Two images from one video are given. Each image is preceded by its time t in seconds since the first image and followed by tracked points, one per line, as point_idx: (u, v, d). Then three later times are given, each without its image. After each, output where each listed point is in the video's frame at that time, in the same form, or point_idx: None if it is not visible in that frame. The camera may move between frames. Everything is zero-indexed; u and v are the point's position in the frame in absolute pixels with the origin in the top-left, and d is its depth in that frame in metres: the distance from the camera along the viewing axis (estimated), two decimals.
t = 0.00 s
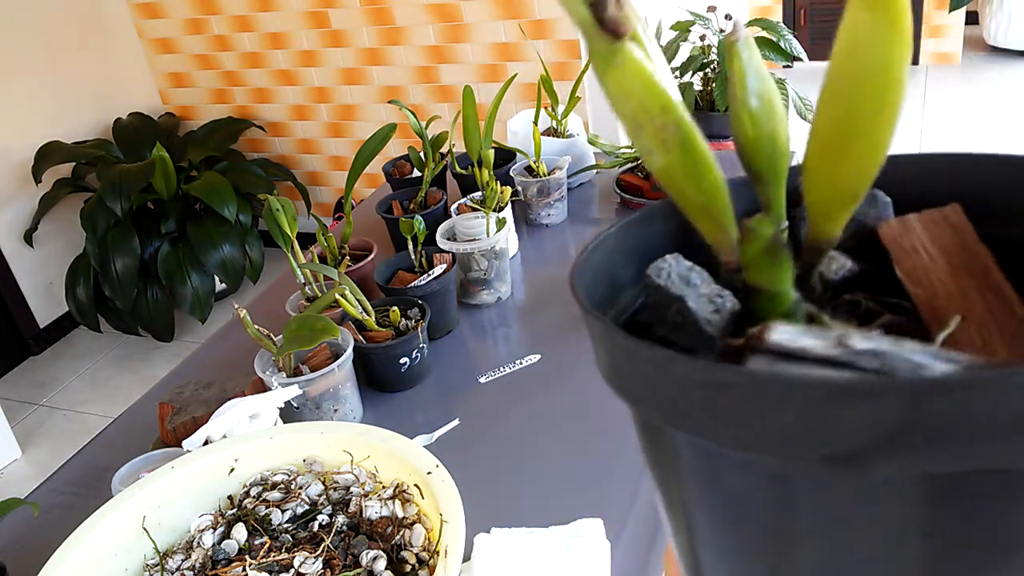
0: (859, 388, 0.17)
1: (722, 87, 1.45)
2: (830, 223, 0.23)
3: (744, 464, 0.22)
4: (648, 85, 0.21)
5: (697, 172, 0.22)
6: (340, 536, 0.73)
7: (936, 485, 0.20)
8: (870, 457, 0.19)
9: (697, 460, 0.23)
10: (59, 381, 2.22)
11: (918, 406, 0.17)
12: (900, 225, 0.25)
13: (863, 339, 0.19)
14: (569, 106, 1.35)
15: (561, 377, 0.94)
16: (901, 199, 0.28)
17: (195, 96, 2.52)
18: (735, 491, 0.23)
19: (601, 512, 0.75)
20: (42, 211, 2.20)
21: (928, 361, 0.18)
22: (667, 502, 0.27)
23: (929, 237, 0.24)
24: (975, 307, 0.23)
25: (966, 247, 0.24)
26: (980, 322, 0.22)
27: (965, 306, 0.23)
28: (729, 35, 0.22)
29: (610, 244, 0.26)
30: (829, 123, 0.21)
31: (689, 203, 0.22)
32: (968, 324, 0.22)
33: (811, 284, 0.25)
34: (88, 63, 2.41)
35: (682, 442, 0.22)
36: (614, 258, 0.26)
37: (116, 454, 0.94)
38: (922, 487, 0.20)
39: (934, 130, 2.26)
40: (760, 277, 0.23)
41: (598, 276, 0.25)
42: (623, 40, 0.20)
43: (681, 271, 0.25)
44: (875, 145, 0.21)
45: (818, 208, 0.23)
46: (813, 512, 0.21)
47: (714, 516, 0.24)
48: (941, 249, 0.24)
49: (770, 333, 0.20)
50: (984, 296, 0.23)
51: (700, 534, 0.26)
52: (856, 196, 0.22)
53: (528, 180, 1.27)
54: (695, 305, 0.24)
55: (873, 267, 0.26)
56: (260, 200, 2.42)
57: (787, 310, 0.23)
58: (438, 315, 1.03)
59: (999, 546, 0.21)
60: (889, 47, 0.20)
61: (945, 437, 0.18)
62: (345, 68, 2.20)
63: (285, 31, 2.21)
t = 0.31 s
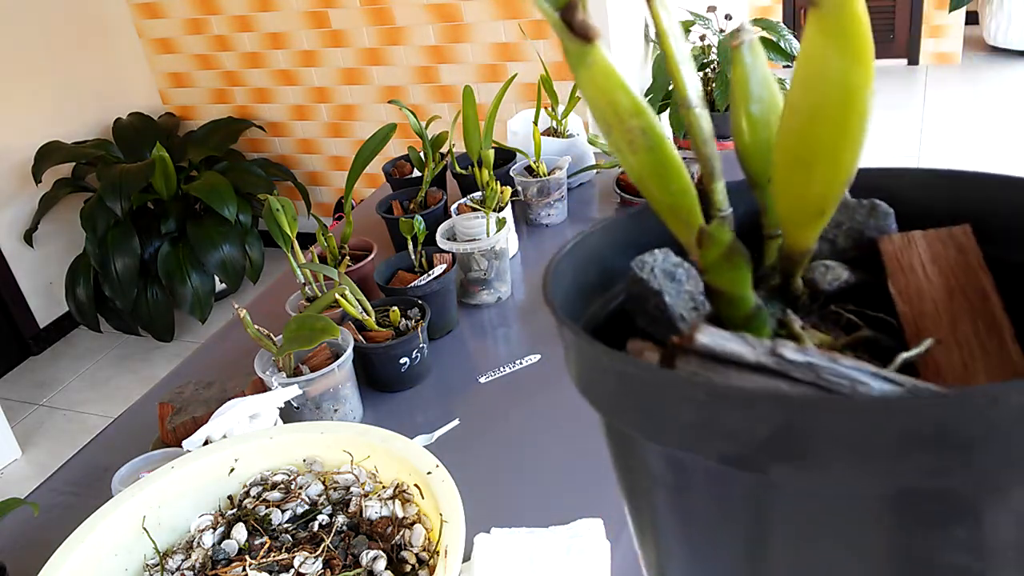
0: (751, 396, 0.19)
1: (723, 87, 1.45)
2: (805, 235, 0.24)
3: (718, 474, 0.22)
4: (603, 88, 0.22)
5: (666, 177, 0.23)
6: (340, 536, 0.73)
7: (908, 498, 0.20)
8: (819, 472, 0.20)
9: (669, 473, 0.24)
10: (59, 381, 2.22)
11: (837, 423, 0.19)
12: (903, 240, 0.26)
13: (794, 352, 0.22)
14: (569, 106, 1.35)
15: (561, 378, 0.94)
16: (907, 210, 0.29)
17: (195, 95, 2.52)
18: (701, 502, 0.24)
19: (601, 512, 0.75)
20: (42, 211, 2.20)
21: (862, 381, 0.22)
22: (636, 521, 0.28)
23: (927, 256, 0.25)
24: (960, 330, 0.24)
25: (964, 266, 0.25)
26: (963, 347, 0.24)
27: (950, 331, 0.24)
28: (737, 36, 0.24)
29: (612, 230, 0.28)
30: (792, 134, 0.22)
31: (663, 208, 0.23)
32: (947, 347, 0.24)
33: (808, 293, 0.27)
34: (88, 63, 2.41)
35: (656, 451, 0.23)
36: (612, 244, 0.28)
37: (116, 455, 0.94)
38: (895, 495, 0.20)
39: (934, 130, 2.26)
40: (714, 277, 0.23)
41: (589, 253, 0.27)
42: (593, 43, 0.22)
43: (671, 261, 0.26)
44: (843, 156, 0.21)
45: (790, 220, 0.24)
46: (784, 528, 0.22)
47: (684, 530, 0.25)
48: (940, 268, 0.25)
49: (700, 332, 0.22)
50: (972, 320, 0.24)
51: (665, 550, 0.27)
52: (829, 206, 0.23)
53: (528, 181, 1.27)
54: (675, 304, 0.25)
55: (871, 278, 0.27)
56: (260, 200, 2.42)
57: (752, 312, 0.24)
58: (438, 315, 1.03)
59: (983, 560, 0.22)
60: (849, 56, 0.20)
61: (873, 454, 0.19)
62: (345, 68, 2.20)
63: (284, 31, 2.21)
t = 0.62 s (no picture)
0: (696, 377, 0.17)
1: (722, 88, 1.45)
2: (744, 228, 0.22)
3: (696, 485, 0.20)
4: (534, 103, 0.21)
5: (600, 187, 0.21)
6: (340, 536, 0.74)
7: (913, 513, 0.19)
8: (796, 470, 0.18)
9: (646, 491, 0.21)
10: (59, 381, 2.22)
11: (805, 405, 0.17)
12: (881, 230, 0.24)
13: (710, 339, 0.21)
14: (569, 106, 1.35)
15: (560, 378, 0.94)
16: (904, 199, 0.26)
17: (195, 95, 2.52)
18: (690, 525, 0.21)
19: (601, 512, 0.75)
20: (42, 211, 2.20)
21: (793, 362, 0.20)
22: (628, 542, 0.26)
23: (903, 241, 0.23)
24: (931, 313, 0.22)
25: (943, 251, 0.23)
26: (932, 330, 0.22)
27: (920, 315, 0.22)
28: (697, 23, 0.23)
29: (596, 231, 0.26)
30: (691, 131, 0.20)
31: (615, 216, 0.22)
32: (910, 330, 0.22)
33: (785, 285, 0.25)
34: (88, 63, 2.41)
35: (631, 466, 0.21)
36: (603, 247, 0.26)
37: (116, 454, 0.94)
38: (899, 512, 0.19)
39: (934, 130, 2.26)
40: (659, 271, 0.22)
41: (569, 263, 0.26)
42: (519, 69, 0.20)
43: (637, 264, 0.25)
44: (743, 141, 0.19)
45: (725, 218, 0.22)
46: (771, 538, 0.20)
47: (674, 552, 0.23)
48: (917, 250, 0.23)
49: (622, 325, 0.22)
50: (944, 303, 0.22)
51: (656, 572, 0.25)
52: (752, 194, 0.21)
53: (528, 180, 1.27)
54: (648, 304, 0.24)
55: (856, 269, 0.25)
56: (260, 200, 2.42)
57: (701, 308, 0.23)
58: (438, 315, 1.03)
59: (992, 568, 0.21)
60: (702, 45, 0.19)
61: (843, 440, 0.17)
62: (345, 68, 2.20)
63: (284, 31, 2.21)
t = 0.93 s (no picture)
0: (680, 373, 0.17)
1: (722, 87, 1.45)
2: (764, 212, 0.20)
3: (691, 484, 0.20)
4: (557, 70, 0.20)
5: (620, 164, 0.20)
6: (340, 535, 0.74)
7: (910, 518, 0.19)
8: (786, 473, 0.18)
9: (639, 485, 0.21)
10: (60, 381, 2.22)
11: (785, 412, 0.17)
12: (916, 230, 0.23)
13: (691, 334, 0.21)
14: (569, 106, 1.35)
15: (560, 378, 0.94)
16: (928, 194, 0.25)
17: (195, 96, 2.52)
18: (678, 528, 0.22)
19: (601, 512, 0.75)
20: (42, 211, 2.20)
21: (768, 367, 0.20)
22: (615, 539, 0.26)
23: (936, 246, 0.22)
24: (949, 327, 0.21)
25: (975, 257, 0.22)
26: (946, 344, 0.21)
27: (937, 328, 0.21)
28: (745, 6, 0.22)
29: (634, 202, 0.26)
30: (709, 110, 0.19)
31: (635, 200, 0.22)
32: (924, 342, 0.21)
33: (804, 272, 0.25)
34: (88, 63, 2.41)
35: (625, 461, 0.21)
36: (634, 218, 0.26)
37: (116, 454, 0.94)
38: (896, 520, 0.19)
39: (933, 130, 2.27)
40: (662, 254, 0.22)
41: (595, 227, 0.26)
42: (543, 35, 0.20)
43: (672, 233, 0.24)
44: (763, 118, 0.19)
45: (745, 204, 0.20)
46: (767, 542, 0.20)
47: (655, 549, 0.23)
48: (948, 257, 0.22)
49: (601, 310, 0.22)
50: (965, 316, 0.21)
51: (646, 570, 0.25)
52: (771, 190, 0.20)
53: (528, 180, 1.27)
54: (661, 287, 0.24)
55: (885, 268, 0.24)
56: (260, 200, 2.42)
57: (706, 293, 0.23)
58: (438, 315, 1.03)
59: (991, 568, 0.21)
60: (730, 19, 0.18)
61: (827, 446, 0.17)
62: (345, 68, 2.20)
63: (284, 31, 2.21)
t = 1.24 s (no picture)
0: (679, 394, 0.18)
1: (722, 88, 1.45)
2: (766, 230, 0.23)
3: (694, 495, 0.20)
4: (576, 64, 0.22)
5: (628, 160, 0.23)
6: (340, 536, 0.74)
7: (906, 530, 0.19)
8: (790, 489, 0.18)
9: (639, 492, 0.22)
10: (60, 381, 2.22)
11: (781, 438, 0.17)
12: (951, 255, 0.24)
13: (672, 351, 0.23)
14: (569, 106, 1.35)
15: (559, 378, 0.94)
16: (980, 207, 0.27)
17: (195, 96, 2.52)
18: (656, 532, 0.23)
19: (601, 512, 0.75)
20: (42, 211, 2.20)
21: (736, 393, 0.22)
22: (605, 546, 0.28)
23: (965, 282, 0.24)
24: (958, 366, 0.23)
25: (1006, 298, 0.23)
26: (947, 383, 0.22)
27: (947, 363, 0.23)
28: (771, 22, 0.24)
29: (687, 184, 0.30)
30: (699, 116, 0.22)
31: (646, 198, 0.24)
32: (929, 373, 0.23)
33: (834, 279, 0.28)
34: (88, 62, 2.41)
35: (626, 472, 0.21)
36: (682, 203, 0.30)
37: (116, 455, 0.94)
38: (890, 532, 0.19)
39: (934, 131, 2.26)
40: (665, 258, 0.24)
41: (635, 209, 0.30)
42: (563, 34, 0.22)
43: (703, 234, 0.27)
44: (752, 126, 0.21)
45: (747, 216, 0.23)
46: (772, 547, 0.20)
47: (646, 555, 0.24)
48: (977, 293, 0.23)
49: (583, 314, 0.25)
50: (976, 360, 0.22)
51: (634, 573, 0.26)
52: (765, 195, 0.22)
53: (528, 180, 1.27)
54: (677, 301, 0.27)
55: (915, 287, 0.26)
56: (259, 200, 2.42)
57: (706, 301, 0.25)
58: (438, 315, 1.03)
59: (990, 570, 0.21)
60: (709, 42, 0.21)
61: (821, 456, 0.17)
62: (345, 68, 2.20)
63: (285, 31, 2.21)
